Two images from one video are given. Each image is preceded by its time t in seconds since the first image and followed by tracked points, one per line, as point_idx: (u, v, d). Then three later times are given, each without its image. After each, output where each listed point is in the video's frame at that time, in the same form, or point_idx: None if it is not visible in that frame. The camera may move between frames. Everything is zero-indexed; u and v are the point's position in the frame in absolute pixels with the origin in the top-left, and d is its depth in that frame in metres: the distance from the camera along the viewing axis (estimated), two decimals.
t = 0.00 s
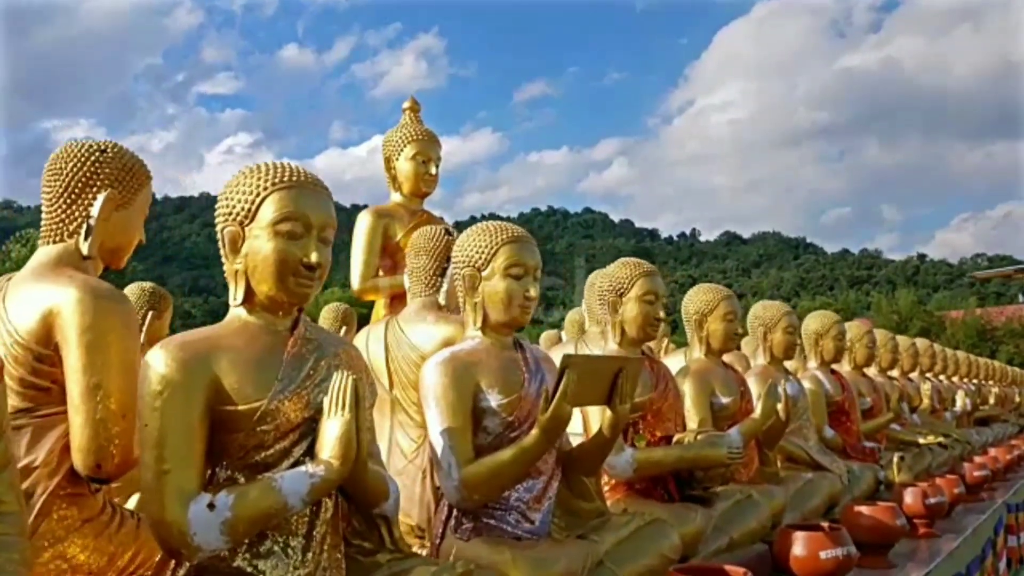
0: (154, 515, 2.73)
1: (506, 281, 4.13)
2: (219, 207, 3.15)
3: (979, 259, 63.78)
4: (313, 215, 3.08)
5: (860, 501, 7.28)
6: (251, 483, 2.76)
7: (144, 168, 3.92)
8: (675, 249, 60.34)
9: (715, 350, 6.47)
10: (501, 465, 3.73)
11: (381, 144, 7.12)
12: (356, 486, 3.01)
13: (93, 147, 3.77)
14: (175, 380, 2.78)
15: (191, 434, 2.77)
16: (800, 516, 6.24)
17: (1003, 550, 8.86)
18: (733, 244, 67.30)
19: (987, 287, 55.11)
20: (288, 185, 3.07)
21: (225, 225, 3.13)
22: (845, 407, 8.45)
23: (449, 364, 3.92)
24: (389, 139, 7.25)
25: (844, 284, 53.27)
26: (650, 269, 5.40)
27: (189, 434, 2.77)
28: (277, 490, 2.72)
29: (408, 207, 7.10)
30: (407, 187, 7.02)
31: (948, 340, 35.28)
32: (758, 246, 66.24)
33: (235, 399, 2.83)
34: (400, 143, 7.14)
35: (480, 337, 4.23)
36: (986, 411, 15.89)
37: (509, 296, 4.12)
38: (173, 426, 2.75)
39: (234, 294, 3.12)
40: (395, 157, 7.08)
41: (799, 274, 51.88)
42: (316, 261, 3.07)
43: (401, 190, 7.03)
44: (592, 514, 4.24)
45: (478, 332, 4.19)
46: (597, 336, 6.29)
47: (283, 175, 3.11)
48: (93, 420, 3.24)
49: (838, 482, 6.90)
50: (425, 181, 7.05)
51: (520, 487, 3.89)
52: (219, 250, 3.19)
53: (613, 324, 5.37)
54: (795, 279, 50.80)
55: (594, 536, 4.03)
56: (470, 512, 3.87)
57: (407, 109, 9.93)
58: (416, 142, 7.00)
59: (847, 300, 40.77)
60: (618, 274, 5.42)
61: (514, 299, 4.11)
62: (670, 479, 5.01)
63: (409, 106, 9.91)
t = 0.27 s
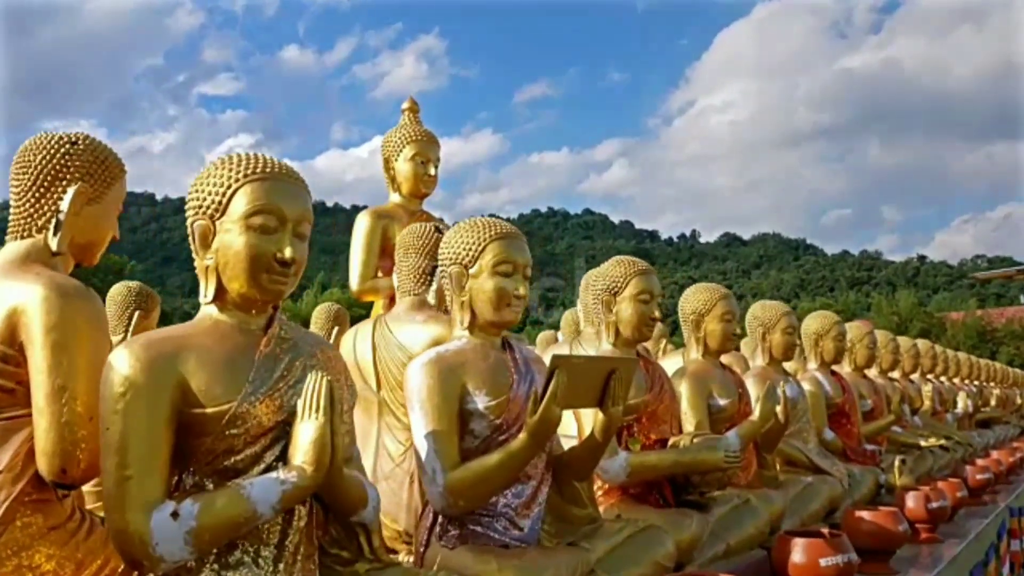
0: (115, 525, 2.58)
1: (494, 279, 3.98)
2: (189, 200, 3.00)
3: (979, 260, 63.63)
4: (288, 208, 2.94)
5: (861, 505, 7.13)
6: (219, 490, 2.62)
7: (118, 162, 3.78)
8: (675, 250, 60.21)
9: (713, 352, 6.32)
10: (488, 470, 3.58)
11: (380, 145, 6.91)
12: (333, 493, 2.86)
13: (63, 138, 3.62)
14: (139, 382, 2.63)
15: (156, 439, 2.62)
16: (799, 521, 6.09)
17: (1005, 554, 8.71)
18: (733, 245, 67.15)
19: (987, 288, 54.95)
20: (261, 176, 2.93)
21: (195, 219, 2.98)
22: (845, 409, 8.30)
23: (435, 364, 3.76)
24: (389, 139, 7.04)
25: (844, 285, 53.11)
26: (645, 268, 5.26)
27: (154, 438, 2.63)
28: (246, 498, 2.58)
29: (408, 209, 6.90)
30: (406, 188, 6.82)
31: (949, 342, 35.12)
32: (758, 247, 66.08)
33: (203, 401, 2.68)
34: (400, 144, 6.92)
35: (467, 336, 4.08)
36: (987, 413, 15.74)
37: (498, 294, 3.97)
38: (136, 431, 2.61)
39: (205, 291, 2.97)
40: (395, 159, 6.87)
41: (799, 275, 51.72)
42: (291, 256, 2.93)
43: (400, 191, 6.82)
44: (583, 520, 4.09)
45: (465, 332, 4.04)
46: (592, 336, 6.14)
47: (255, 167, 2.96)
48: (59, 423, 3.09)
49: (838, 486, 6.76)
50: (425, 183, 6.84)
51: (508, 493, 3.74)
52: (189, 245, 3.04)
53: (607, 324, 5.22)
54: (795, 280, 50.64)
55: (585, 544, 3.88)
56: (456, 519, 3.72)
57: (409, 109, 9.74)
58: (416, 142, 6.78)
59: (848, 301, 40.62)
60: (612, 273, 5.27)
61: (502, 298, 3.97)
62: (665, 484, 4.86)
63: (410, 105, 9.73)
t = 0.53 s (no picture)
0: (67, 529, 2.45)
1: (477, 274, 3.84)
2: (152, 189, 2.86)
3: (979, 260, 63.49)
4: (255, 197, 2.80)
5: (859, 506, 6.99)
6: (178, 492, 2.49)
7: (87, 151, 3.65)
8: (674, 250, 60.08)
9: (708, 350, 6.18)
10: (469, 472, 3.44)
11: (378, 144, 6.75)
12: (302, 495, 2.70)
13: (28, 126, 3.49)
14: (93, 379, 2.49)
15: (111, 438, 2.49)
16: (796, 524, 5.95)
17: (1007, 557, 8.57)
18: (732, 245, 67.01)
19: (987, 288, 54.80)
20: (227, 163, 2.79)
21: (158, 208, 2.85)
22: (844, 409, 8.16)
23: (415, 362, 3.62)
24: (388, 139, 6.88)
25: (844, 285, 52.96)
26: (637, 264, 5.11)
27: (109, 438, 2.50)
28: (205, 501, 2.44)
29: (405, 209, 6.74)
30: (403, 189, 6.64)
31: (949, 342, 34.96)
32: (757, 247, 65.94)
33: (162, 399, 2.55)
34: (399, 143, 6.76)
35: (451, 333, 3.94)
36: (988, 413, 15.59)
37: (481, 289, 3.83)
38: (90, 430, 2.47)
39: (169, 284, 2.83)
40: (393, 159, 6.71)
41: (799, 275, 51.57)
42: (258, 247, 2.79)
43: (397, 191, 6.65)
44: (571, 523, 3.94)
45: (448, 328, 3.89)
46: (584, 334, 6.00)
47: (221, 153, 2.83)
48: (17, 423, 2.95)
49: (836, 487, 6.62)
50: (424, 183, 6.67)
51: (492, 495, 3.60)
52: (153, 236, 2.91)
53: (598, 321, 5.08)
54: (794, 280, 50.49)
55: (571, 548, 3.74)
56: (436, 522, 3.58)
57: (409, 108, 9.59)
58: (414, 142, 6.64)
59: (847, 301, 40.47)
60: (603, 269, 5.13)
61: (486, 293, 3.82)
62: (657, 485, 4.72)
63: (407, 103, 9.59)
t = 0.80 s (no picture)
0: (18, 534, 2.37)
1: (458, 270, 3.73)
2: (114, 180, 2.76)
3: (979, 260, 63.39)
4: (220, 187, 2.69)
5: (855, 508, 6.89)
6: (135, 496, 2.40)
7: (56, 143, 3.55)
8: (674, 251, 59.97)
9: (701, 349, 6.07)
10: (448, 474, 3.33)
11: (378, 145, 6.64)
12: (267, 498, 2.60)
13: None
14: (47, 377, 2.39)
15: (65, 439, 2.40)
16: (789, 526, 5.85)
17: (1005, 559, 8.46)
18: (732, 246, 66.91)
19: (987, 289, 54.69)
20: (191, 152, 2.69)
21: (120, 200, 2.74)
22: (840, 409, 8.05)
23: (393, 361, 3.52)
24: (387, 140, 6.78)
25: (844, 286, 52.85)
26: (626, 261, 5.01)
27: (63, 439, 2.40)
28: (163, 505, 2.35)
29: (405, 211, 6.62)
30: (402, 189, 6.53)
31: (949, 343, 34.84)
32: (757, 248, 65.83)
33: (120, 399, 2.45)
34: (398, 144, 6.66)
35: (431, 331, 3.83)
36: (987, 414, 15.49)
37: (463, 285, 3.72)
38: (42, 431, 2.38)
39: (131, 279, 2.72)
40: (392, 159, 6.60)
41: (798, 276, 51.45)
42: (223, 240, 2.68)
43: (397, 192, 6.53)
44: (555, 527, 3.84)
45: (429, 326, 3.78)
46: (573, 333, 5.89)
47: (185, 142, 2.72)
48: None
49: (831, 488, 6.51)
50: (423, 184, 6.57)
51: (472, 498, 3.50)
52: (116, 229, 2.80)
53: (586, 319, 4.97)
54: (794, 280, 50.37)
55: (555, 553, 3.63)
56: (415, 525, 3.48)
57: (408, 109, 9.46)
58: (414, 142, 6.53)
59: (847, 302, 40.35)
60: (591, 266, 5.02)
61: (467, 290, 3.72)
62: (645, 487, 4.62)
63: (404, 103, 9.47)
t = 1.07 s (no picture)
0: None
1: (430, 270, 3.62)
2: (61, 175, 2.66)
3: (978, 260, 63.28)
4: (171, 182, 2.58)
5: (846, 511, 6.78)
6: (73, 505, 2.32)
7: (15, 140, 3.44)
8: (673, 251, 59.88)
9: (688, 350, 5.96)
10: (415, 480, 3.23)
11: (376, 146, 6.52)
12: (216, 505, 2.49)
13: None
14: None
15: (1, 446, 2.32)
16: (776, 531, 5.74)
17: (1000, 562, 8.35)
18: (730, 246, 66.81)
19: (986, 288, 54.58)
20: (140, 146, 2.59)
21: (67, 196, 2.64)
22: (832, 410, 7.95)
23: (360, 363, 3.41)
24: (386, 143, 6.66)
25: (842, 285, 52.73)
26: (608, 261, 4.90)
27: None
28: (102, 516, 2.27)
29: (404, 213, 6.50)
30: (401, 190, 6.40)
31: (948, 343, 34.71)
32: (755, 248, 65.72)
33: (59, 403, 2.36)
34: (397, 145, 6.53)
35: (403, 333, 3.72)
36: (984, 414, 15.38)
37: (434, 284, 3.61)
38: None
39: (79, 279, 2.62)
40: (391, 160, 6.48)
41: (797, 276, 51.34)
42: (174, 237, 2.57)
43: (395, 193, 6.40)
44: (531, 533, 3.73)
45: (400, 327, 3.68)
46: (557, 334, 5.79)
47: (134, 136, 2.62)
48: None
49: (821, 491, 6.40)
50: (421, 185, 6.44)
51: (442, 504, 3.39)
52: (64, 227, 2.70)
53: (567, 320, 4.86)
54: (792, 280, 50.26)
55: (527, 562, 3.53)
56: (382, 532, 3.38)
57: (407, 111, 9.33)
58: (414, 143, 6.40)
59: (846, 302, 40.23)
60: (573, 265, 4.92)
61: (438, 289, 3.61)
62: (626, 492, 4.52)
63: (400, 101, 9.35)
